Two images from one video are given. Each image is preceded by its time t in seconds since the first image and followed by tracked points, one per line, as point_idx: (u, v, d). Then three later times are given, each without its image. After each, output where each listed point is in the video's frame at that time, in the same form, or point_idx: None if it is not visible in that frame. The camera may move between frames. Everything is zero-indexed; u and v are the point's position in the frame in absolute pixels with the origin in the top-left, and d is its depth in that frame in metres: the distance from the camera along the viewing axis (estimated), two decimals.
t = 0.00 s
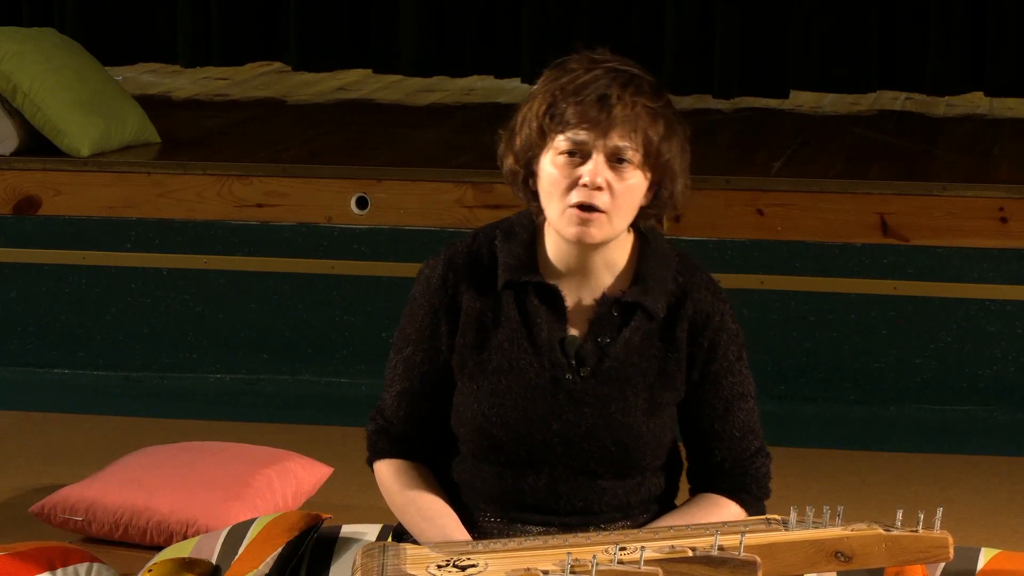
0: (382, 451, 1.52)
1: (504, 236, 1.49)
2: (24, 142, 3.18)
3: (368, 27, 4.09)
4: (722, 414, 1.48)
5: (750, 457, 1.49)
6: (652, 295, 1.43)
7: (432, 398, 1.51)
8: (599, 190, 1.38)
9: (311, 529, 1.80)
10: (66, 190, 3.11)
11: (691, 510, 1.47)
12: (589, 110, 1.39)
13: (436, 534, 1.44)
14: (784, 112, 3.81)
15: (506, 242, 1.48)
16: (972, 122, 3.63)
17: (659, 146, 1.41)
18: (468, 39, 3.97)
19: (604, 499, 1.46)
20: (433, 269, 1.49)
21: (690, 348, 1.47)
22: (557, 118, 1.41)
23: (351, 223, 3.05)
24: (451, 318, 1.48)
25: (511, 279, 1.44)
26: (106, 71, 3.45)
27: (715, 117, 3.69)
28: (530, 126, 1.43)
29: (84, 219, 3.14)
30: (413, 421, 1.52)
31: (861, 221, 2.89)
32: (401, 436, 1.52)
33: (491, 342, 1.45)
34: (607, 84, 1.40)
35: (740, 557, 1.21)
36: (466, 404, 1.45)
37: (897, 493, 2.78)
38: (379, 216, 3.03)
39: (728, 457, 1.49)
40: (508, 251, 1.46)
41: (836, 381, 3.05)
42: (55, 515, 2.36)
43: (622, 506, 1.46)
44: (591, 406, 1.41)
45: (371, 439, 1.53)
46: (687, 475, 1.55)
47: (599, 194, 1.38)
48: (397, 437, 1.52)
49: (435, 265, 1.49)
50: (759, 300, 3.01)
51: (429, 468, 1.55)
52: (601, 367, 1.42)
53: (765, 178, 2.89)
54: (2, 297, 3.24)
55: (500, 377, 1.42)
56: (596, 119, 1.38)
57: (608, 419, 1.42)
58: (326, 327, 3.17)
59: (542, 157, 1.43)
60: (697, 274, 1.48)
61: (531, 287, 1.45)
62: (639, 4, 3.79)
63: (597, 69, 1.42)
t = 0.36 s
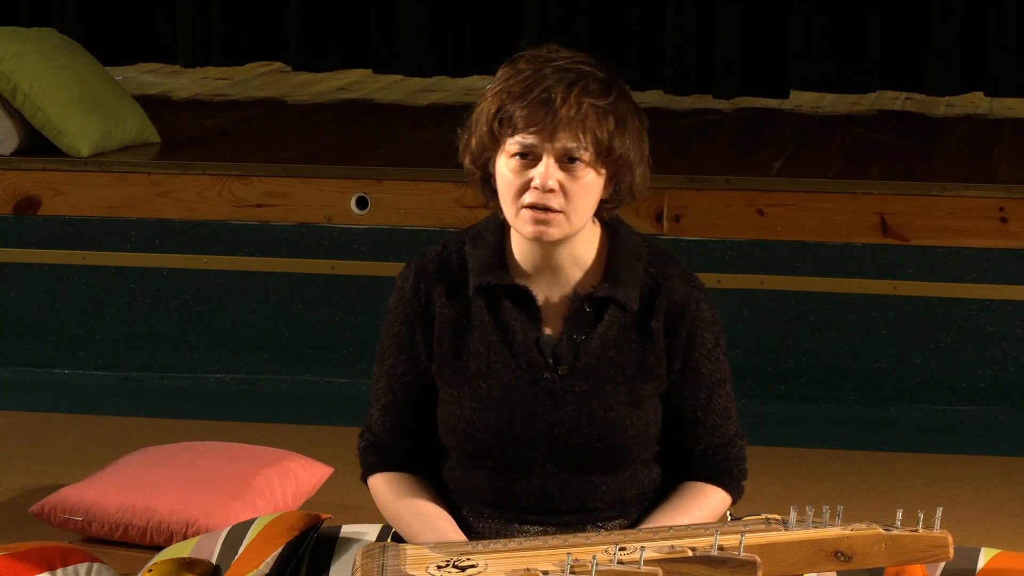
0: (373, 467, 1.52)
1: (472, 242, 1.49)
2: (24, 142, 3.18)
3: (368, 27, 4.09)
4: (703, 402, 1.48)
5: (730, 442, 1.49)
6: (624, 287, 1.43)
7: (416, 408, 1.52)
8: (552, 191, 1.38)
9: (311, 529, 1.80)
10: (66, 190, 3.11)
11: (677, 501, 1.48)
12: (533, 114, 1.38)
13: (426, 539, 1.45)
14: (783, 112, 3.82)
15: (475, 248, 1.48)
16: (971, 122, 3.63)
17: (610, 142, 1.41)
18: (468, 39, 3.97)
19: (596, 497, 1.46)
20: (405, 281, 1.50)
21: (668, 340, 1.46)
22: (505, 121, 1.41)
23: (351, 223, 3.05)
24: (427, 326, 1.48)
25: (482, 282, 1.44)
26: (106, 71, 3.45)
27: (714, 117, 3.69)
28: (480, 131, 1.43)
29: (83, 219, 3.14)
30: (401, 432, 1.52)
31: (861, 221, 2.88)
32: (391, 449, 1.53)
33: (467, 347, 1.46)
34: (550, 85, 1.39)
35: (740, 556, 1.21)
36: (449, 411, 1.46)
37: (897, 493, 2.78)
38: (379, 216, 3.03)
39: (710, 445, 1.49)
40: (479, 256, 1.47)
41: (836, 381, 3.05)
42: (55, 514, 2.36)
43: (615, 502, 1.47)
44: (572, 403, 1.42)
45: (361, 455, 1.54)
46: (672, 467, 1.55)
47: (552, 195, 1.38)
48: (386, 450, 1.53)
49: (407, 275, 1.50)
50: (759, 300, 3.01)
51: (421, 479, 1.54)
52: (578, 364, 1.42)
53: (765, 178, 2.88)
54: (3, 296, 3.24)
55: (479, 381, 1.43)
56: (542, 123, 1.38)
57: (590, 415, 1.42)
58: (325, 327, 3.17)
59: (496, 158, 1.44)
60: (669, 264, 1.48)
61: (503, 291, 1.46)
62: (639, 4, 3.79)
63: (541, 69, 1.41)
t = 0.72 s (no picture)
0: (369, 474, 1.52)
1: (458, 246, 1.49)
2: (24, 142, 3.18)
3: (368, 27, 4.09)
4: (695, 397, 1.48)
5: (724, 436, 1.49)
6: (610, 286, 1.43)
7: (409, 413, 1.52)
8: (527, 195, 1.38)
9: (311, 529, 1.81)
10: (66, 190, 3.11)
11: (675, 500, 1.47)
12: (502, 119, 1.38)
13: (427, 540, 1.45)
14: (783, 112, 3.82)
15: (461, 252, 1.48)
16: (971, 122, 3.63)
17: (583, 142, 1.40)
18: (468, 39, 3.96)
19: (593, 496, 1.46)
20: (392, 289, 1.50)
21: (658, 337, 1.46)
22: (477, 127, 1.41)
23: (351, 223, 3.05)
24: (416, 333, 1.49)
25: (468, 287, 1.44)
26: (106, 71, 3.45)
27: (714, 117, 3.69)
28: (455, 137, 1.44)
29: (83, 219, 3.14)
30: (396, 438, 1.53)
31: (861, 221, 2.88)
32: (387, 455, 1.53)
33: (455, 352, 1.46)
34: (518, 88, 1.39)
35: (740, 557, 1.21)
36: (441, 416, 1.47)
37: (897, 493, 2.78)
38: (379, 216, 3.03)
39: (704, 441, 1.49)
40: (465, 261, 1.47)
41: (836, 381, 3.05)
42: (55, 515, 2.36)
43: (613, 501, 1.47)
44: (562, 404, 1.42)
45: (358, 462, 1.55)
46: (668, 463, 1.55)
47: (528, 199, 1.38)
48: (382, 457, 1.53)
49: (395, 281, 1.50)
50: (758, 300, 3.01)
51: (420, 483, 1.55)
52: (566, 365, 1.43)
53: (765, 178, 2.88)
54: (2, 296, 3.24)
55: (468, 385, 1.44)
56: (512, 128, 1.38)
57: (581, 415, 1.42)
58: (326, 326, 3.17)
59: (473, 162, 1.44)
60: (656, 261, 1.48)
61: (490, 294, 1.45)
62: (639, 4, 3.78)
63: (510, 72, 1.41)
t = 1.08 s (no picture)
0: (368, 475, 1.53)
1: (456, 247, 1.49)
2: (24, 142, 3.18)
3: (368, 27, 4.09)
4: (693, 397, 1.48)
5: (723, 435, 1.49)
6: (607, 287, 1.43)
7: (407, 414, 1.52)
8: (525, 195, 1.38)
9: (311, 529, 1.81)
10: (66, 190, 3.11)
11: (674, 500, 1.47)
12: (499, 119, 1.38)
13: (427, 540, 1.45)
14: (783, 112, 3.81)
15: (458, 253, 1.48)
16: (970, 122, 3.63)
17: (580, 143, 1.40)
18: (468, 39, 3.96)
19: (592, 497, 1.46)
20: (390, 291, 1.50)
21: (656, 337, 1.46)
22: (474, 128, 1.41)
23: (351, 222, 3.05)
24: (414, 334, 1.49)
25: (466, 288, 1.44)
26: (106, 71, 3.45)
27: (714, 117, 3.69)
28: (452, 139, 1.44)
29: (83, 219, 3.14)
30: (395, 440, 1.53)
31: (861, 221, 2.88)
32: (386, 456, 1.53)
33: (453, 354, 1.46)
34: (515, 89, 1.39)
35: (740, 557, 1.21)
36: (440, 417, 1.47)
37: (898, 493, 2.78)
38: (379, 216, 3.03)
39: (703, 440, 1.49)
40: (463, 262, 1.47)
41: (836, 381, 3.05)
42: (56, 515, 2.36)
43: (612, 502, 1.47)
44: (560, 406, 1.42)
45: (358, 464, 1.55)
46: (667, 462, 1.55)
47: (526, 198, 1.38)
48: (381, 458, 1.53)
49: (392, 284, 1.50)
50: (758, 300, 3.01)
51: (419, 483, 1.55)
52: (564, 366, 1.43)
53: (765, 178, 2.88)
54: (2, 297, 3.24)
55: (466, 387, 1.44)
56: (509, 127, 1.38)
57: (578, 416, 1.42)
58: (326, 326, 3.17)
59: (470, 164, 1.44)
60: (653, 262, 1.48)
61: (488, 296, 1.45)
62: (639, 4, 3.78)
63: (507, 74, 1.41)
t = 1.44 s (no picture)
0: (372, 462, 1.53)
1: (480, 244, 1.49)
2: (24, 142, 3.18)
3: (368, 27, 4.09)
4: (707, 408, 1.48)
5: (733, 447, 1.50)
6: (630, 295, 1.43)
7: (417, 409, 1.52)
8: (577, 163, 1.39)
9: (312, 528, 1.81)
10: (66, 190, 3.11)
11: (675, 506, 1.47)
12: (557, 88, 1.42)
13: (426, 539, 1.45)
14: (783, 112, 3.82)
15: (483, 250, 1.48)
16: (971, 122, 3.63)
17: (629, 126, 1.44)
18: (468, 39, 3.96)
19: (597, 504, 1.46)
20: (411, 283, 1.49)
21: (674, 347, 1.46)
22: (528, 99, 1.44)
23: (351, 222, 3.05)
24: (432, 329, 1.48)
25: (489, 287, 1.43)
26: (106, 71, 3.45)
27: (714, 117, 3.69)
28: (498, 116, 1.46)
29: (83, 219, 3.14)
30: (402, 432, 1.53)
31: (861, 221, 2.88)
32: (391, 447, 1.53)
33: (472, 352, 1.45)
34: (572, 66, 1.44)
35: (741, 557, 1.21)
36: (452, 415, 1.46)
37: (898, 493, 2.78)
38: (380, 216, 3.03)
39: (713, 450, 1.50)
40: (485, 259, 1.46)
41: (835, 381, 3.05)
42: (55, 514, 2.36)
43: (617, 508, 1.47)
44: (576, 412, 1.41)
45: (361, 452, 1.55)
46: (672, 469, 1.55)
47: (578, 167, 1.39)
48: (386, 448, 1.53)
49: (413, 277, 1.50)
50: (759, 300, 3.01)
51: (420, 476, 1.55)
52: (583, 372, 1.42)
53: (765, 178, 2.88)
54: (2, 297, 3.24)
55: (483, 387, 1.43)
56: (566, 95, 1.41)
57: (593, 423, 1.42)
58: (326, 326, 3.17)
59: (513, 143, 1.45)
60: (677, 271, 1.48)
61: (510, 297, 1.45)
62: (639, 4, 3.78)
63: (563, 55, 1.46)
